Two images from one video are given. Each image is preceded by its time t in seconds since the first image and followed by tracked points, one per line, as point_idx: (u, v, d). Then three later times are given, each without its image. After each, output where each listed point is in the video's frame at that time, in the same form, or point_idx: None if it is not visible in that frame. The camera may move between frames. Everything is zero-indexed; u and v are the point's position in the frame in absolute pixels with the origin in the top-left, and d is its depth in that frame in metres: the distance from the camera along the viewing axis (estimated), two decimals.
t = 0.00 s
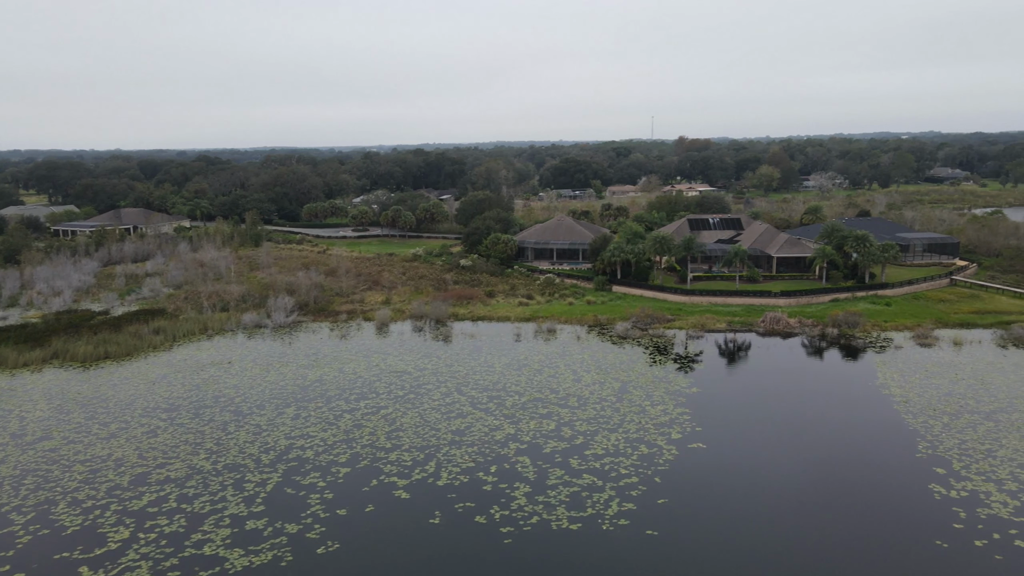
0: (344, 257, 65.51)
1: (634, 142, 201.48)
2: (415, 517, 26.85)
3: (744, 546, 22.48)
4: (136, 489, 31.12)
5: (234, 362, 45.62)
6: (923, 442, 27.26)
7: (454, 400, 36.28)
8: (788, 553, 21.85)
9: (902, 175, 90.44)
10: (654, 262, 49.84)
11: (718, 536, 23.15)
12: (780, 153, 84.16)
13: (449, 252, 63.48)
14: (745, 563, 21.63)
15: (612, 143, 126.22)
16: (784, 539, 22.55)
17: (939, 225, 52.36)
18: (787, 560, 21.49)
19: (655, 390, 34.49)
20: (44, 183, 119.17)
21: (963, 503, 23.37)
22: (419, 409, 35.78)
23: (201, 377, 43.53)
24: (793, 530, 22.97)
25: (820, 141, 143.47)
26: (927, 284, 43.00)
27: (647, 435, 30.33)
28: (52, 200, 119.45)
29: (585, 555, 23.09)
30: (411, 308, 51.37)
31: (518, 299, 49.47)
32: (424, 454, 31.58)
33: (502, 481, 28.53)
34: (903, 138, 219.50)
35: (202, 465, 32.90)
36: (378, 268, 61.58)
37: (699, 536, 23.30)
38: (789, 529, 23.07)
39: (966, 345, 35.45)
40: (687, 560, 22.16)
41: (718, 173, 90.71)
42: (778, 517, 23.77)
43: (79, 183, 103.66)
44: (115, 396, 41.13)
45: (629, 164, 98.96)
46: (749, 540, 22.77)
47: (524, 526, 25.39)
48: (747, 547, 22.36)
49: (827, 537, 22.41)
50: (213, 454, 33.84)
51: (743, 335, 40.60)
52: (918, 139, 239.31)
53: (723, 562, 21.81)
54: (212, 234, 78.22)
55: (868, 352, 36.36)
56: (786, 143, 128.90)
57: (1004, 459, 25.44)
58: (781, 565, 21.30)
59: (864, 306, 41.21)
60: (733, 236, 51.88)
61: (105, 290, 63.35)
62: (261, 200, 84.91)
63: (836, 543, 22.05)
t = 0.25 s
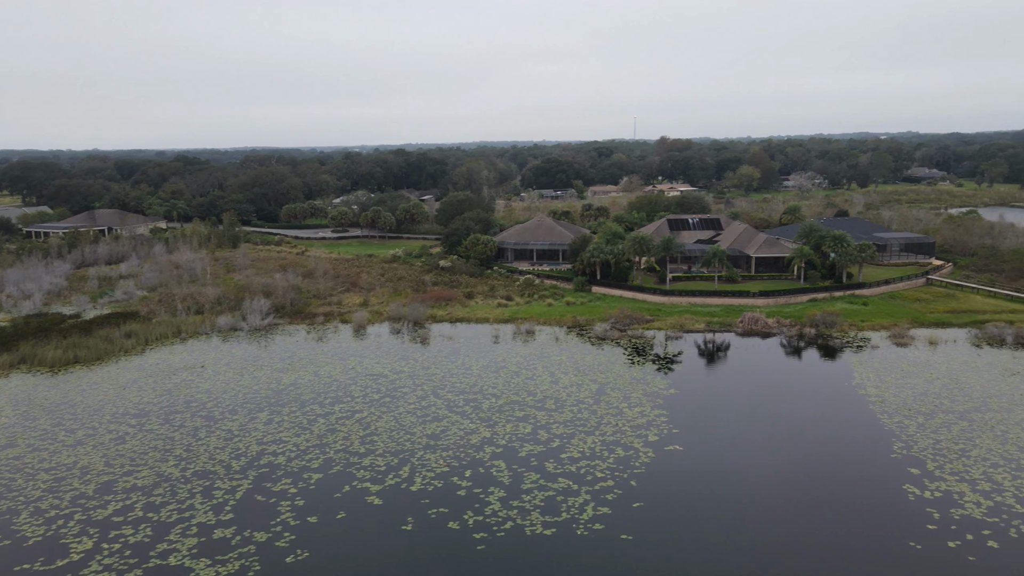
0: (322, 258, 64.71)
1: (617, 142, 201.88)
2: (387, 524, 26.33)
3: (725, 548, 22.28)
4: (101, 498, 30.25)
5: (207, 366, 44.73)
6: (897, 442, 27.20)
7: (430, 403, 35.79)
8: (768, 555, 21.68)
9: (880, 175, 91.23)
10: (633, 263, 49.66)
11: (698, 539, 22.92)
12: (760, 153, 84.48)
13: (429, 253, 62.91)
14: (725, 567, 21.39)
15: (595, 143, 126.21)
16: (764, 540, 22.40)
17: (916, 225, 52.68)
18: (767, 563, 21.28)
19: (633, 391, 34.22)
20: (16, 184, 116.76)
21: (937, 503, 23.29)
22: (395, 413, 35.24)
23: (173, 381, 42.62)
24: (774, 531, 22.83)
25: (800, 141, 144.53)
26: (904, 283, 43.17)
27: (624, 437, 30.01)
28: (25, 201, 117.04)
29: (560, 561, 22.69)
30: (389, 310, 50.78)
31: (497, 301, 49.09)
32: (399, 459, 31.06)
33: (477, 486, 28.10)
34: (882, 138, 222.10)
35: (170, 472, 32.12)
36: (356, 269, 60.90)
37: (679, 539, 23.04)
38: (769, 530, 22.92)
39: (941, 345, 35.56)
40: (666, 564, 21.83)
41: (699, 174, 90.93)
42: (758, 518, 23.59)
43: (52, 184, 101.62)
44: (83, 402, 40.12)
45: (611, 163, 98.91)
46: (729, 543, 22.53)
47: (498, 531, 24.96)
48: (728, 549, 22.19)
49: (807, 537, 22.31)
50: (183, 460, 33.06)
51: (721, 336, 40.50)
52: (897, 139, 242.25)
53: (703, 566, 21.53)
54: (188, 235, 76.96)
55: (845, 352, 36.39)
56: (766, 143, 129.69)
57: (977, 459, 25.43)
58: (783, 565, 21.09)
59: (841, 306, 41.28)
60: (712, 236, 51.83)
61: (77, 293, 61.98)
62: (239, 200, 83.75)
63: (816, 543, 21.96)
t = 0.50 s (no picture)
0: (305, 259, 64.09)
1: (604, 142, 202.04)
2: (365, 529, 25.90)
3: (722, 548, 22.08)
4: (74, 505, 29.57)
5: (186, 369, 44.05)
6: (878, 442, 27.13)
7: (412, 406, 35.39)
8: (763, 555, 21.49)
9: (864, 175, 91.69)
10: (618, 263, 49.47)
11: (692, 540, 22.66)
12: (745, 153, 84.69)
13: (413, 254, 62.45)
14: (722, 567, 21.16)
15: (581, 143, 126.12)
16: (757, 540, 22.23)
17: (899, 224, 52.85)
18: (763, 562, 21.07)
19: (616, 392, 33.98)
20: None
21: (917, 504, 23.21)
22: (376, 416, 34.79)
23: (151, 385, 41.90)
24: (765, 529, 22.74)
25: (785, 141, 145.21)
26: (887, 283, 43.26)
27: (606, 439, 29.73)
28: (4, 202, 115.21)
29: (540, 566, 22.35)
30: (372, 311, 50.30)
31: (481, 301, 48.78)
32: (379, 462, 30.63)
33: (457, 490, 27.75)
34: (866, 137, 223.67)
35: (146, 478, 31.50)
36: (340, 270, 60.35)
37: (672, 540, 22.81)
38: (757, 530, 22.74)
39: (923, 344, 35.63)
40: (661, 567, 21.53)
41: (686, 173, 91.05)
42: (749, 518, 23.43)
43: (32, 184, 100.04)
44: (59, 407, 39.33)
45: (597, 163, 98.79)
46: (722, 542, 22.35)
47: (478, 536, 24.61)
48: (726, 549, 21.99)
49: (799, 535, 22.24)
50: (159, 466, 32.45)
51: (705, 336, 40.38)
52: (883, 139, 244.44)
53: (700, 566, 21.28)
54: (170, 236, 75.98)
55: (828, 352, 36.38)
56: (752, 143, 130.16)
57: (958, 459, 25.41)
58: (782, 565, 20.92)
59: (825, 305, 41.30)
60: (697, 236, 51.75)
61: (55, 296, 60.93)
62: (222, 201, 82.83)
63: (809, 541, 21.87)
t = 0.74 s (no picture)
0: (283, 261, 63.23)
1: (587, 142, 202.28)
2: (336, 537, 25.33)
3: (720, 547, 21.82)
4: (37, 515, 28.66)
5: (158, 373, 43.12)
6: (854, 443, 27.07)
7: (387, 409, 34.87)
8: (760, 555, 21.25)
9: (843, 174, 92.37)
10: (598, 263, 49.24)
11: (686, 541, 22.35)
12: (726, 153, 84.95)
13: (393, 255, 61.83)
14: (722, 567, 20.87)
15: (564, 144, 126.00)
16: (750, 539, 22.04)
17: (876, 224, 53.11)
18: (765, 562, 20.81)
19: (594, 394, 33.68)
20: None
21: (891, 505, 23.10)
22: (351, 420, 34.19)
23: (121, 390, 40.94)
24: (752, 529, 22.55)
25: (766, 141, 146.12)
26: (864, 282, 43.41)
27: (583, 442, 29.42)
28: None
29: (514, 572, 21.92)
30: (350, 313, 49.67)
31: (460, 303, 48.35)
32: (352, 467, 30.05)
33: (431, 495, 27.26)
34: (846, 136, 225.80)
35: (113, 486, 30.67)
36: (318, 272, 59.62)
37: (665, 541, 22.47)
38: (743, 531, 22.50)
39: (900, 343, 35.71)
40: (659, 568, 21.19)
41: (667, 174, 91.18)
42: (734, 518, 23.21)
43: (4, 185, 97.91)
44: (25, 413, 38.27)
45: (579, 163, 98.65)
46: (716, 542, 22.10)
47: (451, 542, 24.15)
48: (726, 549, 21.70)
49: (790, 533, 22.11)
50: (126, 473, 31.61)
51: (684, 337, 40.22)
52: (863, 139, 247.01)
53: (700, 567, 20.96)
54: (145, 237, 74.65)
55: (806, 352, 36.38)
56: (734, 144, 130.80)
57: (932, 459, 25.37)
58: (783, 565, 20.65)
59: (803, 305, 41.33)
60: (676, 236, 51.67)
61: (25, 299, 59.50)
62: (199, 202, 81.56)
63: (803, 539, 21.77)
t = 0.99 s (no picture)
0: (260, 263, 62.31)
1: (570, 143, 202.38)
2: (306, 545, 24.71)
3: (717, 547, 21.59)
4: None
5: (129, 378, 42.11)
6: (830, 443, 26.99)
7: (362, 413, 34.30)
8: (756, 554, 21.07)
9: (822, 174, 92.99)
10: (577, 264, 48.95)
11: (679, 542, 22.08)
12: (706, 153, 85.18)
13: (372, 256, 61.15)
14: (722, 567, 20.65)
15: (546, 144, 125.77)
16: (742, 538, 21.89)
17: (854, 224, 53.34)
18: (764, 562, 20.60)
19: (571, 396, 33.35)
20: None
21: (866, 506, 22.98)
22: (325, 424, 33.55)
23: (90, 395, 39.89)
24: (738, 529, 22.38)
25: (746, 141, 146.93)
26: (842, 282, 43.49)
27: (560, 445, 29.08)
28: None
29: None
30: (327, 315, 48.98)
31: (439, 304, 47.89)
32: (325, 473, 29.41)
33: (404, 501, 26.72)
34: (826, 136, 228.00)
35: (78, 494, 29.76)
36: (296, 274, 58.83)
37: (658, 542, 22.19)
38: (730, 532, 22.27)
39: (876, 343, 35.77)
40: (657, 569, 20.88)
41: (648, 174, 91.29)
42: (721, 519, 22.99)
43: None
44: None
45: (561, 163, 98.42)
46: (709, 542, 21.91)
47: (423, 549, 23.63)
48: (726, 549, 21.44)
49: (780, 532, 21.99)
50: (92, 482, 30.71)
51: (663, 337, 40.01)
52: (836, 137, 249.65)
53: (700, 567, 20.69)
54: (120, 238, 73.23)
55: (784, 351, 36.34)
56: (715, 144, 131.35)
57: (907, 459, 25.32)
58: (784, 564, 20.43)
59: (781, 305, 41.31)
60: (656, 236, 51.53)
61: None
62: (175, 203, 80.20)
63: (794, 538, 21.66)
